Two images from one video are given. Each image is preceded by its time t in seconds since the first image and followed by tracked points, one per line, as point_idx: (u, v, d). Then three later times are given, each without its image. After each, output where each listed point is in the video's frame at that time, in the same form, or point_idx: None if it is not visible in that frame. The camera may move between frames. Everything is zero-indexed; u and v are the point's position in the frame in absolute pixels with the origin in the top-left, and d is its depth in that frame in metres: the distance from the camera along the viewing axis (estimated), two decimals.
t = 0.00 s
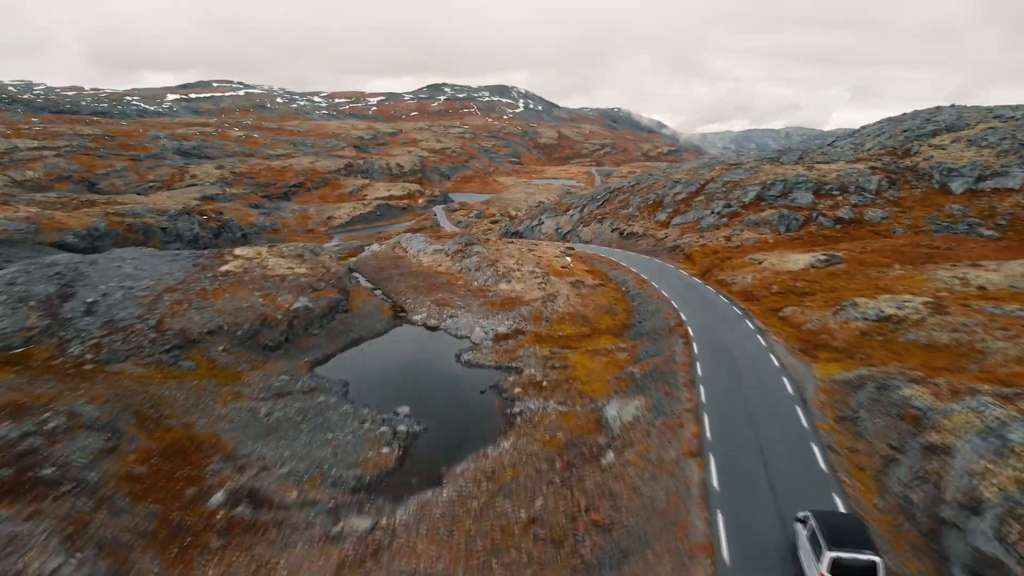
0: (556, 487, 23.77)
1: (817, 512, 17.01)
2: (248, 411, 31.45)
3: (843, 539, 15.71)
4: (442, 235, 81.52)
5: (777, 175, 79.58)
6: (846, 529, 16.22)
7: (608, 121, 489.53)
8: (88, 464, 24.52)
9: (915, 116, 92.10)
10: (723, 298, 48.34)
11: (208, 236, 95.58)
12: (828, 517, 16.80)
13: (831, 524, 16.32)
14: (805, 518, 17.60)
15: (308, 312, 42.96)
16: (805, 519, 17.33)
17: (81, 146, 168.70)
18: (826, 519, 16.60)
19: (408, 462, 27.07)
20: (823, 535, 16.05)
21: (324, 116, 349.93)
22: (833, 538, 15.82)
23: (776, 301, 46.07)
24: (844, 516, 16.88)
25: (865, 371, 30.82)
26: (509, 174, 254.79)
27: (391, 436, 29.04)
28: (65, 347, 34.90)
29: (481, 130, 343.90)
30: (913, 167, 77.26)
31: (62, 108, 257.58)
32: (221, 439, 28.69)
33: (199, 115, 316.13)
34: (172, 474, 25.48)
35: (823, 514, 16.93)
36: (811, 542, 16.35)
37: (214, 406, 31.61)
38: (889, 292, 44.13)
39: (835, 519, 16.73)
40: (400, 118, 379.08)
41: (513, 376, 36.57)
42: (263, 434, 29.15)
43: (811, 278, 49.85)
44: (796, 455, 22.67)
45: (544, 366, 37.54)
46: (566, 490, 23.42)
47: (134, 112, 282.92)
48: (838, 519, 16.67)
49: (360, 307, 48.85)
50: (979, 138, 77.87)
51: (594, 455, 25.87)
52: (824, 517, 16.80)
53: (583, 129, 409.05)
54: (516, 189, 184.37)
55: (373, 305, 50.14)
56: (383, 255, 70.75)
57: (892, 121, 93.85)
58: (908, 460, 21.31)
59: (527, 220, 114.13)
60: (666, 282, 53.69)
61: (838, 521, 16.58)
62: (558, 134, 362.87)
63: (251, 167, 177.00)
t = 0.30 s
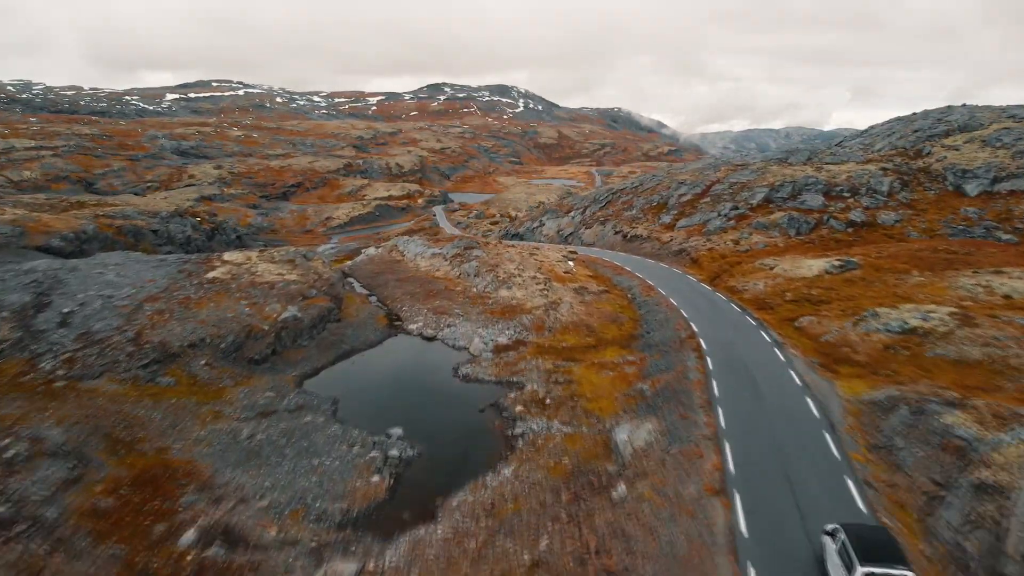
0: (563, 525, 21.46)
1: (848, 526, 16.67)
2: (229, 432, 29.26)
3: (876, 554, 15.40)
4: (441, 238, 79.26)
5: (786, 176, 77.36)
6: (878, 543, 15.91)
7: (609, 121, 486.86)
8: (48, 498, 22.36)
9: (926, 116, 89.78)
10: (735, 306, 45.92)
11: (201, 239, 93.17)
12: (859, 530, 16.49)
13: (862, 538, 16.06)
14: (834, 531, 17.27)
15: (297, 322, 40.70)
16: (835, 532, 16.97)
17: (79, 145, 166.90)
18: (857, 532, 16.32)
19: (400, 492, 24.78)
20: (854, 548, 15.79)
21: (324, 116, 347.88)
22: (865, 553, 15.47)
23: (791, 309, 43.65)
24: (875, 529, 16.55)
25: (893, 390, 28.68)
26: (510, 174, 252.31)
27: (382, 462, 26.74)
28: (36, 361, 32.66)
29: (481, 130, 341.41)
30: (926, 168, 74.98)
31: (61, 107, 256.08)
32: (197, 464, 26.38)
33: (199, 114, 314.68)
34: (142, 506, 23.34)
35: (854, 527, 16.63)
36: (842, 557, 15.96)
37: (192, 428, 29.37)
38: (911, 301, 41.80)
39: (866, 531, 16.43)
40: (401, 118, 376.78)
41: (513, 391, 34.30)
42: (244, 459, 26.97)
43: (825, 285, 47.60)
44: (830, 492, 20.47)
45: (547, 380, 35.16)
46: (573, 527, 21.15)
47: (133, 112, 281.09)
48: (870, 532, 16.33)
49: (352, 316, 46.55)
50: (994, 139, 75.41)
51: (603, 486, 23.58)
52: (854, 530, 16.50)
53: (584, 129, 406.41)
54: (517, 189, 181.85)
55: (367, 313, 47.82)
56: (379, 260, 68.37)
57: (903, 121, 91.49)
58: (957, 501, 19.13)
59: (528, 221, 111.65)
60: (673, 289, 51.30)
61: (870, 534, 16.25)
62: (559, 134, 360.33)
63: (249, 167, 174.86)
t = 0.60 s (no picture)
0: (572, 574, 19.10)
1: (879, 540, 16.15)
2: (207, 457, 26.95)
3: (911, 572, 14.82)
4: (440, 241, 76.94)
5: (794, 178, 75.23)
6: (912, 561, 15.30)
7: (609, 121, 484.54)
8: None
9: (936, 117, 87.69)
10: (748, 315, 43.53)
11: (193, 242, 90.82)
12: (891, 545, 15.98)
13: (895, 554, 15.51)
14: (864, 544, 16.64)
15: (285, 333, 38.43)
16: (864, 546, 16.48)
17: (74, 144, 164.65)
18: (889, 547, 15.78)
19: (390, 528, 22.52)
20: (886, 563, 15.26)
21: (324, 115, 345.58)
22: (898, 569, 14.96)
23: (807, 320, 41.35)
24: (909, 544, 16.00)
25: (926, 412, 26.57)
26: (510, 175, 249.97)
27: (371, 493, 24.48)
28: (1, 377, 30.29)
29: (481, 129, 339.09)
30: (938, 169, 72.81)
31: (60, 106, 254.14)
32: (170, 495, 24.14)
33: (198, 114, 312.36)
34: (105, 545, 21.09)
35: (886, 542, 16.08)
36: (874, 571, 15.37)
37: (168, 453, 27.11)
38: (934, 311, 39.59)
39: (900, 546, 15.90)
40: (400, 118, 374.32)
41: (514, 409, 31.99)
42: (221, 488, 24.70)
43: (841, 293, 45.34)
44: (869, 526, 18.66)
45: (551, 397, 32.77)
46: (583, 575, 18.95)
47: (133, 112, 279.16)
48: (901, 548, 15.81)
49: (344, 325, 44.26)
50: (1010, 139, 73.20)
51: (614, 524, 21.33)
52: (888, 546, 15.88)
53: (584, 129, 404.14)
54: (517, 189, 179.64)
55: (360, 322, 45.54)
56: (375, 264, 66.03)
57: (913, 121, 89.34)
58: (1016, 551, 17.26)
59: (529, 222, 109.20)
60: (682, 296, 48.94)
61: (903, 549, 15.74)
62: (558, 134, 358.13)
63: (246, 167, 172.60)
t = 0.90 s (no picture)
0: None
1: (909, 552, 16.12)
2: (182, 487, 24.77)
3: None
4: (438, 245, 74.66)
5: (803, 179, 73.08)
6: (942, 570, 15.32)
7: (609, 121, 481.98)
8: None
9: (949, 117, 85.37)
10: (762, 324, 41.29)
11: (186, 244, 88.57)
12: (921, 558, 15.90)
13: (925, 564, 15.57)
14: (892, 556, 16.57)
15: (273, 346, 36.25)
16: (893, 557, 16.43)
17: (71, 144, 162.54)
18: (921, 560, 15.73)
19: (379, 570, 20.32)
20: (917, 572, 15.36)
21: (322, 115, 343.09)
22: None
23: (825, 330, 39.12)
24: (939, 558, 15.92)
25: (962, 435, 24.66)
26: (510, 175, 247.61)
27: (359, 529, 22.31)
28: None
29: (481, 129, 336.66)
30: (952, 170, 70.57)
31: (58, 105, 252.06)
32: (138, 531, 21.99)
33: (196, 113, 310.25)
34: None
35: (916, 554, 16.04)
36: None
37: (139, 481, 24.94)
38: (959, 322, 37.36)
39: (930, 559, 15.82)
40: (400, 117, 372.00)
41: (515, 430, 29.81)
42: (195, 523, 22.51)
43: (858, 302, 43.13)
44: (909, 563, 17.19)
45: (555, 416, 30.50)
46: None
47: (131, 111, 277.09)
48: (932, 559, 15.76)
49: (336, 335, 42.03)
50: None
51: (628, 569, 19.20)
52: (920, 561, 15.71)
53: (585, 129, 401.57)
54: (517, 189, 177.23)
55: (353, 332, 43.29)
56: (371, 269, 63.78)
57: (924, 122, 87.08)
58: None
59: (530, 223, 106.91)
60: (691, 303, 46.68)
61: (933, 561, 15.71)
62: (558, 134, 355.65)
63: (245, 166, 170.44)
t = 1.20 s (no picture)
0: None
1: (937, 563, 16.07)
2: (156, 517, 22.83)
3: None
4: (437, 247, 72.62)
5: (811, 180, 71.17)
6: None
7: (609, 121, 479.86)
8: None
9: (959, 117, 83.35)
10: (775, 334, 39.33)
11: (178, 246, 86.49)
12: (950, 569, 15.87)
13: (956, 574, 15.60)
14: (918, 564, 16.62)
15: (260, 359, 34.37)
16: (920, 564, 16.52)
17: (72, 143, 160.75)
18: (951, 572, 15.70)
19: None
20: None
21: (322, 114, 340.96)
22: None
23: (842, 341, 37.24)
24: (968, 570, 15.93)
25: (1002, 461, 22.71)
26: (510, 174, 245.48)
27: (347, 567, 20.43)
28: None
29: (481, 129, 334.48)
30: (965, 172, 68.58)
31: (56, 105, 249.98)
32: (105, 569, 20.06)
33: (196, 113, 308.30)
34: None
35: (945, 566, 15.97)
36: None
37: (110, 511, 22.99)
38: (984, 333, 35.38)
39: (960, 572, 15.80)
40: (399, 117, 369.82)
41: (516, 451, 27.91)
42: (167, 560, 20.54)
43: (875, 310, 41.17)
44: None
45: (559, 436, 28.55)
46: None
47: (129, 110, 274.93)
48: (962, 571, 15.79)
49: (328, 346, 40.06)
50: None
51: None
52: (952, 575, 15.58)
53: (585, 129, 399.36)
54: (517, 189, 175.04)
55: (346, 342, 41.35)
56: (366, 273, 61.74)
57: (934, 122, 85.09)
58: None
59: (531, 224, 104.81)
60: (700, 310, 44.80)
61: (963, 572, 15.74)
62: (558, 134, 353.43)
63: (243, 166, 168.41)
